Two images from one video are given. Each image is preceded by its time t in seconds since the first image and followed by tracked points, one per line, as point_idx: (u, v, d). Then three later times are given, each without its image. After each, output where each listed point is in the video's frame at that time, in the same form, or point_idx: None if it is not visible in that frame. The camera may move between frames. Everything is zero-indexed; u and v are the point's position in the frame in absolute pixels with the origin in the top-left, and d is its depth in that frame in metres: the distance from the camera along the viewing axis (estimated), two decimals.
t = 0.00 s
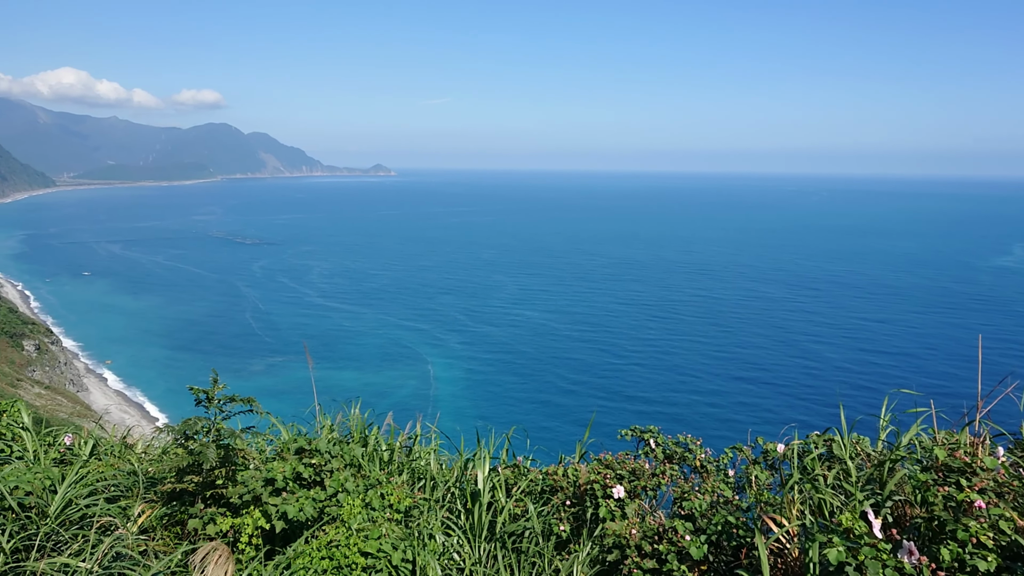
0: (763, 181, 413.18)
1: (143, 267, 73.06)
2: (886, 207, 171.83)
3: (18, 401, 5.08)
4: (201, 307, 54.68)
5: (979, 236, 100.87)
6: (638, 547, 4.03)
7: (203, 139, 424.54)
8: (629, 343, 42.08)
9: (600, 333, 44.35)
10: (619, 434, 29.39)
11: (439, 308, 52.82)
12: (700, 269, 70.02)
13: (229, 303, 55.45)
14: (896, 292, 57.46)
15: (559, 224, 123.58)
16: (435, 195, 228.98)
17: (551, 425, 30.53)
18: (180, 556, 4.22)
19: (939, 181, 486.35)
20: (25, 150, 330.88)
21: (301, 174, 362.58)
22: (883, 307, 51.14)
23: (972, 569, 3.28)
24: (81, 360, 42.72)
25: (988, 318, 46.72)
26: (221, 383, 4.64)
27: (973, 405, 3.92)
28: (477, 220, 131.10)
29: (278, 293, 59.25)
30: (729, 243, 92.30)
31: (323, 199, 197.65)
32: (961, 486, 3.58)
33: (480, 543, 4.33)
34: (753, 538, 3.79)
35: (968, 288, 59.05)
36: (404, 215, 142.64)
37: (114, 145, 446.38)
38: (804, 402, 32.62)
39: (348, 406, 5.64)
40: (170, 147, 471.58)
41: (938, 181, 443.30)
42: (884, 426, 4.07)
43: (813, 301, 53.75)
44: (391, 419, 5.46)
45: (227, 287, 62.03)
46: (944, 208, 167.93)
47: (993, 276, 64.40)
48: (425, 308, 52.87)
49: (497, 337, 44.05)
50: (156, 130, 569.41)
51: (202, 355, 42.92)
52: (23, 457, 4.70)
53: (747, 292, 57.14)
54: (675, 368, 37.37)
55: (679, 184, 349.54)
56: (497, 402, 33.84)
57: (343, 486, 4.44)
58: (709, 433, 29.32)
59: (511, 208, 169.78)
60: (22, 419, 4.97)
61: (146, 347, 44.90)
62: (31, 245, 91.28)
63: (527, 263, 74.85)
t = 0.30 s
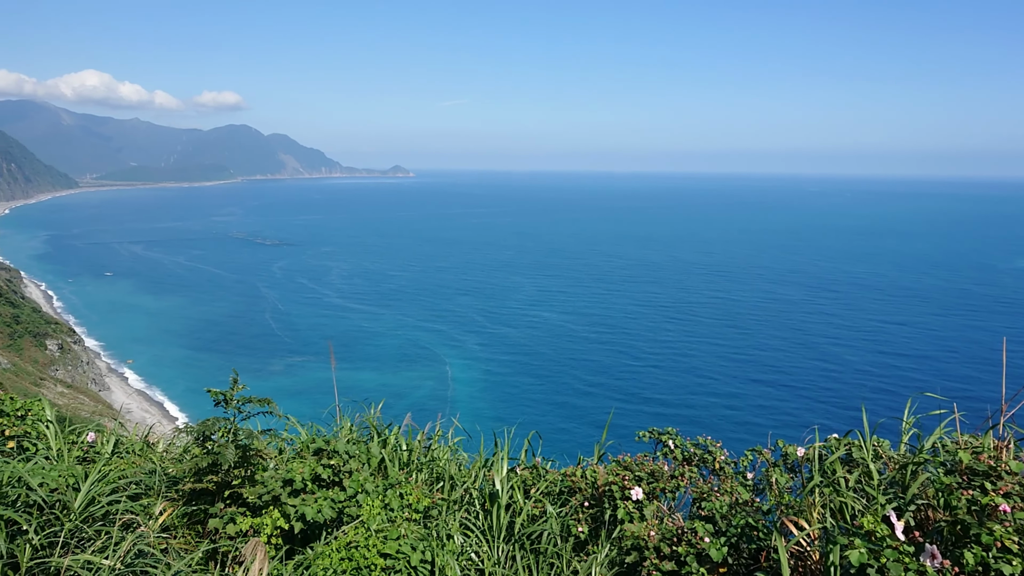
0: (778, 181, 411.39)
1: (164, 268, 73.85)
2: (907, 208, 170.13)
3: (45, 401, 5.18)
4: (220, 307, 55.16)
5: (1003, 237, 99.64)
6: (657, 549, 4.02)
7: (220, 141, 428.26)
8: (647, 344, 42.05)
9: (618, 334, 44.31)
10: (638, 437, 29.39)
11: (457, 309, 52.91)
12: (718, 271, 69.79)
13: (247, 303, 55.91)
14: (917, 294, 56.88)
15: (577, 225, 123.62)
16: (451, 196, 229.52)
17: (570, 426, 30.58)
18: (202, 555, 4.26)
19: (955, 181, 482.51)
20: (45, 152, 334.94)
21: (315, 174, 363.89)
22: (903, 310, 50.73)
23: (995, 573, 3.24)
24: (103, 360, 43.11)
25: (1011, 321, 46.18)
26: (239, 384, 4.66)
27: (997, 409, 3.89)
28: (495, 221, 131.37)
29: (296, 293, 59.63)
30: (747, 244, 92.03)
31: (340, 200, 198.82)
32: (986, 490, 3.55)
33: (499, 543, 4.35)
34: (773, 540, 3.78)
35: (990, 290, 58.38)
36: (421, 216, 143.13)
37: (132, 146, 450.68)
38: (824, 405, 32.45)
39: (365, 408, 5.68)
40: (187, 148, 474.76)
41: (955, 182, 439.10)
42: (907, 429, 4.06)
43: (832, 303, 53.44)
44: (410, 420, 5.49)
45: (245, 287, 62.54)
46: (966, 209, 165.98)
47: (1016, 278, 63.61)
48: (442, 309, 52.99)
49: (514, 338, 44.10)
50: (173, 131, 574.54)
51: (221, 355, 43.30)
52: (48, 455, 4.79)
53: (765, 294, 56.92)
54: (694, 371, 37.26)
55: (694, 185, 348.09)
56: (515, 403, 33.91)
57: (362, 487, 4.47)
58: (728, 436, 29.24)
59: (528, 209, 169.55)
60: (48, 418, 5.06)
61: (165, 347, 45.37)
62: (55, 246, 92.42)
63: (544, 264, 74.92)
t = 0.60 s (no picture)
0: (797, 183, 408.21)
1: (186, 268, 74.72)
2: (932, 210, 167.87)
3: (70, 400, 5.29)
4: (241, 308, 55.69)
5: None
6: (678, 551, 4.01)
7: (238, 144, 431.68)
8: (667, 346, 41.99)
9: (637, 336, 44.26)
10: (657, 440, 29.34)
11: (476, 310, 53.01)
12: (738, 273, 69.45)
13: (267, 304, 56.43)
14: (940, 297, 56.22)
15: (596, 227, 123.49)
16: (469, 197, 229.69)
17: (589, 428, 30.63)
18: (223, 554, 4.30)
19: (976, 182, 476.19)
20: (67, 154, 339.59)
21: (331, 175, 365.19)
22: (926, 313, 50.17)
23: None
24: (126, 360, 43.62)
25: None
26: (258, 385, 4.70)
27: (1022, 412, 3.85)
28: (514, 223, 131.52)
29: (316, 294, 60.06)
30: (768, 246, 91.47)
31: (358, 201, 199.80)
32: (1014, 495, 3.51)
33: (518, 546, 4.34)
34: (794, 543, 3.76)
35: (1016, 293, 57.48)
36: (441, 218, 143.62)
37: (151, 147, 455.37)
38: (846, 408, 32.21)
39: (385, 407, 5.72)
40: (205, 150, 478.82)
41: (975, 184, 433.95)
42: (930, 433, 4.04)
43: (854, 306, 53.00)
44: (429, 420, 5.52)
45: (265, 288, 63.13)
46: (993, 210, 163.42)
47: None
48: (461, 310, 53.14)
49: (532, 340, 44.16)
50: (191, 133, 579.98)
51: (241, 355, 43.74)
52: (72, 453, 4.87)
53: (785, 296, 56.55)
54: (714, 373, 37.10)
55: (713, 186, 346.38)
56: (534, 405, 33.97)
57: (381, 487, 4.50)
58: (749, 440, 29.13)
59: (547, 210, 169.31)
60: (71, 417, 5.15)
61: (186, 347, 45.91)
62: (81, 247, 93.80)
63: (563, 266, 74.95)
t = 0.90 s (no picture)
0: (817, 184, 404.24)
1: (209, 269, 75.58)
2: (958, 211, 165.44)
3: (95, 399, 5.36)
4: (262, 308, 56.25)
5: None
6: (699, 554, 4.00)
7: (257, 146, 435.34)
8: (688, 348, 41.83)
9: (658, 338, 44.16)
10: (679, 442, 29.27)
11: (495, 312, 53.11)
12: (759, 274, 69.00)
13: (287, 305, 56.93)
14: (965, 300, 55.41)
15: (616, 228, 123.15)
16: (487, 198, 229.74)
17: (610, 430, 30.63)
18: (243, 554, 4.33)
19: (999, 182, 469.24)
20: (91, 156, 344.42)
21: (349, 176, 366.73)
22: (951, 315, 49.50)
23: None
24: (150, 360, 44.18)
25: None
26: (277, 385, 4.72)
27: None
28: (534, 224, 131.49)
29: (336, 295, 60.51)
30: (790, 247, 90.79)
31: (376, 202, 200.59)
32: None
33: (537, 546, 4.34)
34: (816, 547, 3.74)
35: None
36: (461, 219, 144.01)
37: (174, 149, 460.64)
38: (869, 412, 31.93)
39: (405, 408, 5.75)
40: (226, 151, 482.32)
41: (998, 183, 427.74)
42: (957, 438, 3.98)
43: (877, 308, 52.48)
44: (449, 421, 5.55)
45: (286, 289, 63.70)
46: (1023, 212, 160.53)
47: None
48: (481, 311, 53.23)
49: (551, 342, 44.18)
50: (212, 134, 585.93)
51: (263, 355, 44.19)
52: (96, 453, 4.93)
53: (807, 299, 56.10)
54: (734, 375, 36.88)
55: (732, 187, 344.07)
56: (554, 406, 34.02)
57: (400, 487, 4.54)
58: (771, 442, 28.96)
59: (565, 211, 169.27)
60: (95, 417, 5.22)
61: (209, 347, 46.44)
62: (106, 248, 95.16)
63: (583, 267, 74.86)
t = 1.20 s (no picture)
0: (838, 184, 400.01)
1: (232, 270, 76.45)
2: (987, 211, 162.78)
3: (119, 398, 5.42)
4: (284, 308, 56.77)
5: None
6: (721, 557, 3.98)
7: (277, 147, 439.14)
8: (709, 350, 41.64)
9: (680, 339, 43.99)
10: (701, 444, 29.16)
11: (515, 312, 53.16)
12: (782, 275, 68.47)
13: (308, 305, 57.40)
14: (992, 301, 54.54)
15: (637, 228, 122.77)
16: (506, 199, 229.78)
17: (632, 431, 30.60)
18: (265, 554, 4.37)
19: None
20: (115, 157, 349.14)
21: (367, 176, 368.42)
22: (979, 317, 48.76)
23: None
24: (174, 360, 44.73)
25: None
26: (300, 385, 4.76)
27: None
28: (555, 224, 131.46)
29: (357, 296, 60.93)
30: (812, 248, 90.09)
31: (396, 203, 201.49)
32: None
33: (559, 547, 4.33)
34: (841, 552, 3.70)
35: None
36: (482, 220, 144.32)
37: (196, 150, 465.78)
38: (894, 415, 31.59)
39: (428, 409, 5.79)
40: (245, 151, 486.17)
41: None
42: (986, 442, 3.93)
43: (903, 309, 51.84)
44: (472, 423, 5.57)
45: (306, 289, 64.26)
46: None
47: None
48: (501, 312, 53.31)
49: (572, 343, 44.16)
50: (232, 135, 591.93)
51: (284, 355, 44.60)
52: (121, 451, 4.97)
53: (831, 300, 55.60)
54: (757, 377, 36.66)
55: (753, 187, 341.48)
56: (575, 407, 34.01)
57: (422, 487, 4.56)
58: (794, 445, 28.78)
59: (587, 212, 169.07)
60: (119, 415, 5.29)
61: (231, 347, 46.97)
62: (133, 249, 96.55)
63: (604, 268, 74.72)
